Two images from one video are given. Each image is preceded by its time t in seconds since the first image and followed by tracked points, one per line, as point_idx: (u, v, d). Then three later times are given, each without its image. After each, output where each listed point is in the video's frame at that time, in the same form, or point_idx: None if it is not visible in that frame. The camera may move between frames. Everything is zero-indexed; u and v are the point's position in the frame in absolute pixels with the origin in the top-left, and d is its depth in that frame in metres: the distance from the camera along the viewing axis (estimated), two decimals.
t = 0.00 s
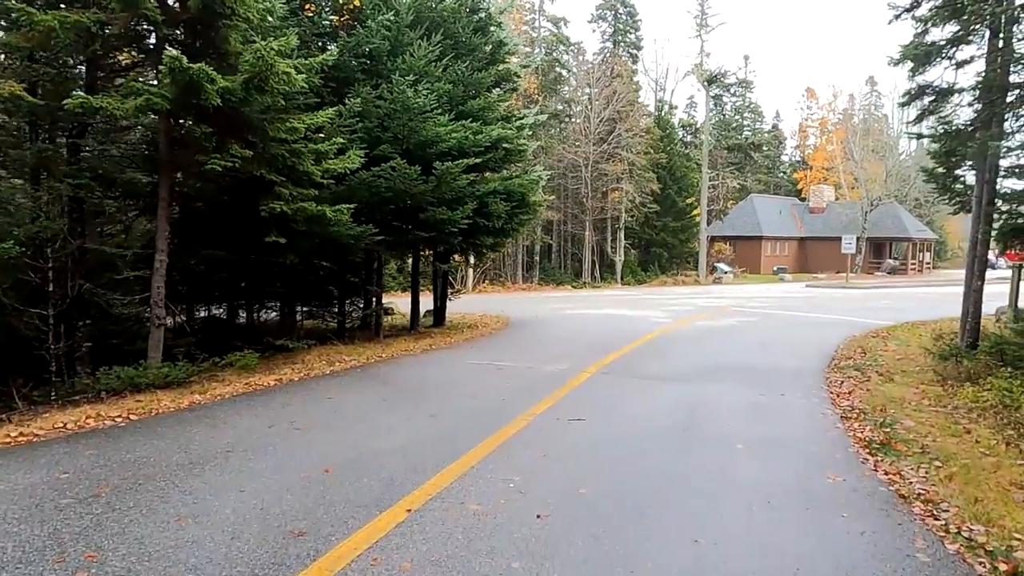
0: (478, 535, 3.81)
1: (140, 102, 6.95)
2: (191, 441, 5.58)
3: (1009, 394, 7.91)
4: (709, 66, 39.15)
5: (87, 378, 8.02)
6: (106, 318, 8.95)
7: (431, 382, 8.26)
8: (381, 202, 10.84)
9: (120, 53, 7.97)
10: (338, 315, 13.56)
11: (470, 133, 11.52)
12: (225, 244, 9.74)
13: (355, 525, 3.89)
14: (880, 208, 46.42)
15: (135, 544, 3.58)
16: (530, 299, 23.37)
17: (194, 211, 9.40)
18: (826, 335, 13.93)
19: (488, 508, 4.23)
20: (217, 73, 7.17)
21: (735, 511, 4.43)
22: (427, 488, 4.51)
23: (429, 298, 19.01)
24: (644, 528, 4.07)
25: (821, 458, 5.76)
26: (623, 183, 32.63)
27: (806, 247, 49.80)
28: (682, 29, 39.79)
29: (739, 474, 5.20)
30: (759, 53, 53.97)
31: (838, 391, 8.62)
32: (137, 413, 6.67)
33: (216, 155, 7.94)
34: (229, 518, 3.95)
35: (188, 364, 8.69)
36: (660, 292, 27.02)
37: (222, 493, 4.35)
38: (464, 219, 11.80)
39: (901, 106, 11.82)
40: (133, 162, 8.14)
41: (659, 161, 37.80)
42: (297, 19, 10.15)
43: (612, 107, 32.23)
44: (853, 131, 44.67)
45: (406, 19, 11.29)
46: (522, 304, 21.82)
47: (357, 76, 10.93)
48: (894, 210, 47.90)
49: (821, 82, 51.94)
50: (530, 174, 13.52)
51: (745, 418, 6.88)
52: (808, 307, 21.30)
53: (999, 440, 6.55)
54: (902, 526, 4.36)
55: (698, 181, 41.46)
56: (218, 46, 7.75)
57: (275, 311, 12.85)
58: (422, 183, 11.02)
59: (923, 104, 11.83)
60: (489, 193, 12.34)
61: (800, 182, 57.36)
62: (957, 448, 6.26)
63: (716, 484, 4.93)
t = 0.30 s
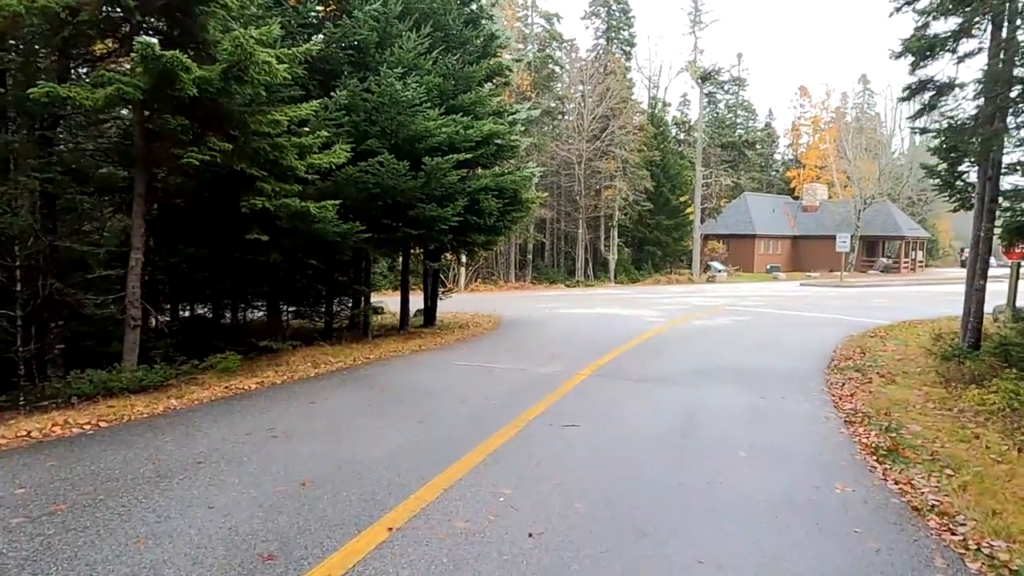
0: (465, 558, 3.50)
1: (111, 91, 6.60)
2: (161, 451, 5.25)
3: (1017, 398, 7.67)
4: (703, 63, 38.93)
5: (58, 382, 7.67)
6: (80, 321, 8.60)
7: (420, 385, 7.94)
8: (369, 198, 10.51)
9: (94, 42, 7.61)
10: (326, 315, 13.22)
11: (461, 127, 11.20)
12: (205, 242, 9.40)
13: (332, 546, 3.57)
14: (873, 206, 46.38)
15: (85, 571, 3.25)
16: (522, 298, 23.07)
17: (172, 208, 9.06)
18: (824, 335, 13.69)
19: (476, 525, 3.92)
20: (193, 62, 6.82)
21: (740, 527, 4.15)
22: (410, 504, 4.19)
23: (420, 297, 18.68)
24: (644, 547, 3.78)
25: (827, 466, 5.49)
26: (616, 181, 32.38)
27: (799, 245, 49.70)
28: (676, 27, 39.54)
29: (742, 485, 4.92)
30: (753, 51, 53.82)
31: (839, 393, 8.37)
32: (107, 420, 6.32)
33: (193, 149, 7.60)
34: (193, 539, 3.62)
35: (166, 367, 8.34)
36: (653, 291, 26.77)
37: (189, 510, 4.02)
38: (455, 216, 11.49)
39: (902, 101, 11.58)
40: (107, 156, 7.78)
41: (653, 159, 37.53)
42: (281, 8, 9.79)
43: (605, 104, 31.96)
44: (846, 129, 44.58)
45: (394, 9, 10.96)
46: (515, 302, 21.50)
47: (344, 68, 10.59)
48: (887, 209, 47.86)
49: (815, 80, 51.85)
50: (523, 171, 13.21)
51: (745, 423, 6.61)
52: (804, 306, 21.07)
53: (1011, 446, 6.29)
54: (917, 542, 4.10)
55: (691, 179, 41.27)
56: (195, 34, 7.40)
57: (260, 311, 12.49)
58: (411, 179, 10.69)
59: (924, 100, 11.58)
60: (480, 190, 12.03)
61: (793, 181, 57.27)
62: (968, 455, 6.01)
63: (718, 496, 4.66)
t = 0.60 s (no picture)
0: None
1: (79, 85, 6.24)
2: (127, 468, 4.90)
3: None
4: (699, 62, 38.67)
5: (27, 391, 7.30)
6: (52, 327, 8.25)
7: (408, 393, 7.61)
8: (357, 198, 10.17)
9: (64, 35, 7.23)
10: (314, 318, 12.85)
11: (452, 125, 10.87)
12: (185, 244, 9.04)
13: None
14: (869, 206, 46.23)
15: None
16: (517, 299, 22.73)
17: (150, 208, 8.69)
18: (824, 337, 13.41)
19: (462, 556, 3.58)
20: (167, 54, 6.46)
21: (750, 555, 3.83)
22: (392, 530, 3.86)
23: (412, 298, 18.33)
24: None
25: (836, 482, 5.18)
26: (612, 181, 32.12)
27: (795, 245, 49.50)
28: (672, 25, 39.31)
29: (749, 505, 4.60)
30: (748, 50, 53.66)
31: (844, 401, 8.07)
32: (75, 432, 5.96)
33: (169, 146, 7.24)
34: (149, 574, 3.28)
35: (143, 374, 7.98)
36: (649, 292, 26.46)
37: (148, 539, 3.67)
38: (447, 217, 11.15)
39: (905, 99, 11.30)
40: (78, 154, 7.41)
41: (649, 158, 37.26)
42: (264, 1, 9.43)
43: (601, 103, 31.70)
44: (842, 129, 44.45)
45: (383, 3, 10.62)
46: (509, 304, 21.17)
47: (331, 64, 10.24)
48: (883, 209, 47.73)
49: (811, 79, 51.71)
50: (517, 170, 12.89)
51: (749, 435, 6.30)
52: (802, 307, 20.80)
53: None
54: (941, 569, 3.79)
55: (687, 178, 41.02)
56: (172, 26, 7.05)
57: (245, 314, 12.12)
58: (402, 178, 10.36)
59: (927, 97, 11.31)
60: (472, 189, 11.70)
61: (789, 181, 57.12)
62: (984, 468, 5.71)
63: (724, 518, 4.34)
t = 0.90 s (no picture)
0: None
1: (27, 71, 5.84)
2: (71, 484, 4.52)
3: None
4: (685, 61, 38.60)
5: None
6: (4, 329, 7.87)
7: (385, 397, 7.28)
8: (333, 194, 9.81)
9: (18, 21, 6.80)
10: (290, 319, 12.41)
11: (432, 119, 10.54)
12: (149, 242, 8.64)
13: None
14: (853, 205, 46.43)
15: None
16: (502, 299, 22.43)
17: (112, 204, 8.27)
18: (812, 338, 13.23)
19: None
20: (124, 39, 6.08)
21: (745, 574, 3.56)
22: (358, 551, 3.54)
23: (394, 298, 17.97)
24: None
25: (830, 492, 4.92)
26: (597, 180, 31.91)
27: (779, 245, 49.61)
28: (657, 24, 39.21)
29: (740, 519, 4.31)
30: (733, 50, 53.76)
31: (835, 403, 7.85)
32: (22, 442, 5.55)
33: (127, 138, 6.86)
34: None
35: (103, 379, 7.57)
36: (635, 292, 26.23)
37: (84, 566, 3.32)
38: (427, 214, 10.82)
39: (892, 95, 11.15)
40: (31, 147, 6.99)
41: (634, 157, 37.10)
42: None
43: (586, 101, 31.51)
44: (826, 129, 44.60)
45: None
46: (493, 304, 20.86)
47: (307, 55, 9.88)
48: (866, 208, 48.00)
49: (795, 79, 51.98)
50: (500, 166, 12.59)
51: (739, 440, 6.05)
52: (788, 307, 20.67)
53: None
54: None
55: (673, 178, 40.93)
56: (133, 11, 6.67)
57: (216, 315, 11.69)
58: (380, 174, 10.02)
59: (914, 94, 11.18)
60: (454, 186, 11.39)
61: (773, 180, 57.30)
62: (982, 475, 5.48)
63: (716, 533, 4.06)
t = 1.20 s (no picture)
0: None
1: None
2: (11, 509, 4.14)
3: (1018, 412, 7.05)
4: (666, 61, 38.57)
5: None
6: None
7: (360, 406, 6.94)
8: (307, 193, 9.45)
9: None
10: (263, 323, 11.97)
11: (411, 116, 10.22)
12: (111, 243, 8.21)
13: None
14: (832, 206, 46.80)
15: None
16: (483, 300, 22.13)
17: (69, 202, 7.84)
18: (796, 339, 13.10)
19: None
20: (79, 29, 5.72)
21: None
22: None
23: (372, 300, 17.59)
24: None
25: (828, 506, 4.70)
26: (579, 180, 31.74)
27: (760, 245, 49.85)
28: (639, 24, 39.17)
29: (736, 538, 4.06)
30: (714, 51, 53.98)
31: (825, 408, 7.66)
32: None
33: (84, 134, 6.46)
34: None
35: (60, 389, 7.14)
36: (618, 292, 26.07)
37: None
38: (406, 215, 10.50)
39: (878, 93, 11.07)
40: None
41: (616, 157, 36.99)
42: None
43: (568, 100, 31.33)
44: (806, 130, 44.90)
45: None
46: (475, 305, 20.54)
47: (280, 49, 9.48)
48: (845, 209, 48.41)
49: (775, 80, 52.36)
50: (481, 165, 12.28)
51: (730, 449, 5.82)
52: (771, 307, 20.60)
53: None
54: None
55: (655, 178, 40.91)
56: None
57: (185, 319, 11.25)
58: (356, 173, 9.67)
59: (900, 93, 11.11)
60: (433, 185, 11.08)
61: (753, 181, 57.59)
62: (981, 485, 5.30)
63: (711, 553, 3.81)
